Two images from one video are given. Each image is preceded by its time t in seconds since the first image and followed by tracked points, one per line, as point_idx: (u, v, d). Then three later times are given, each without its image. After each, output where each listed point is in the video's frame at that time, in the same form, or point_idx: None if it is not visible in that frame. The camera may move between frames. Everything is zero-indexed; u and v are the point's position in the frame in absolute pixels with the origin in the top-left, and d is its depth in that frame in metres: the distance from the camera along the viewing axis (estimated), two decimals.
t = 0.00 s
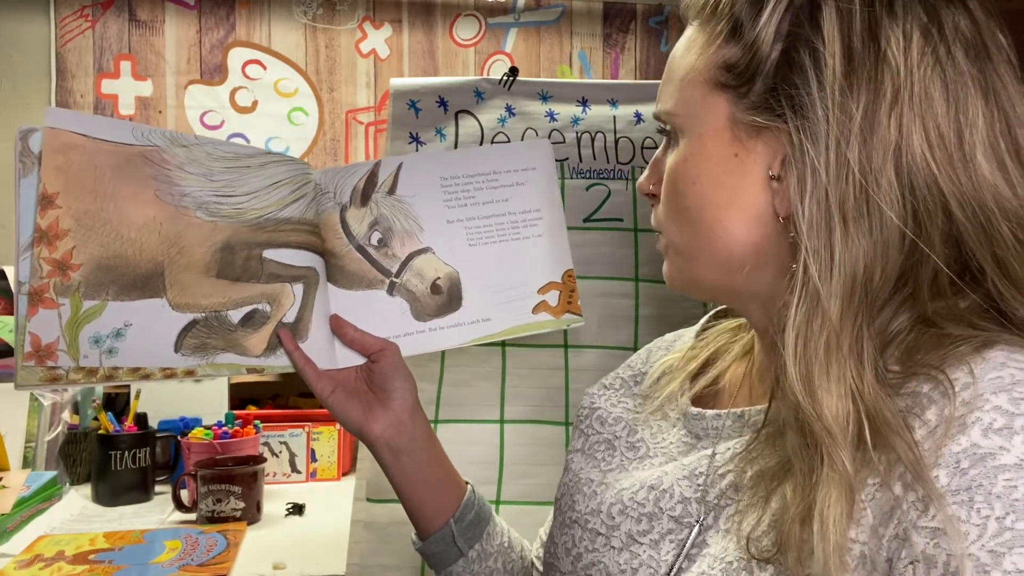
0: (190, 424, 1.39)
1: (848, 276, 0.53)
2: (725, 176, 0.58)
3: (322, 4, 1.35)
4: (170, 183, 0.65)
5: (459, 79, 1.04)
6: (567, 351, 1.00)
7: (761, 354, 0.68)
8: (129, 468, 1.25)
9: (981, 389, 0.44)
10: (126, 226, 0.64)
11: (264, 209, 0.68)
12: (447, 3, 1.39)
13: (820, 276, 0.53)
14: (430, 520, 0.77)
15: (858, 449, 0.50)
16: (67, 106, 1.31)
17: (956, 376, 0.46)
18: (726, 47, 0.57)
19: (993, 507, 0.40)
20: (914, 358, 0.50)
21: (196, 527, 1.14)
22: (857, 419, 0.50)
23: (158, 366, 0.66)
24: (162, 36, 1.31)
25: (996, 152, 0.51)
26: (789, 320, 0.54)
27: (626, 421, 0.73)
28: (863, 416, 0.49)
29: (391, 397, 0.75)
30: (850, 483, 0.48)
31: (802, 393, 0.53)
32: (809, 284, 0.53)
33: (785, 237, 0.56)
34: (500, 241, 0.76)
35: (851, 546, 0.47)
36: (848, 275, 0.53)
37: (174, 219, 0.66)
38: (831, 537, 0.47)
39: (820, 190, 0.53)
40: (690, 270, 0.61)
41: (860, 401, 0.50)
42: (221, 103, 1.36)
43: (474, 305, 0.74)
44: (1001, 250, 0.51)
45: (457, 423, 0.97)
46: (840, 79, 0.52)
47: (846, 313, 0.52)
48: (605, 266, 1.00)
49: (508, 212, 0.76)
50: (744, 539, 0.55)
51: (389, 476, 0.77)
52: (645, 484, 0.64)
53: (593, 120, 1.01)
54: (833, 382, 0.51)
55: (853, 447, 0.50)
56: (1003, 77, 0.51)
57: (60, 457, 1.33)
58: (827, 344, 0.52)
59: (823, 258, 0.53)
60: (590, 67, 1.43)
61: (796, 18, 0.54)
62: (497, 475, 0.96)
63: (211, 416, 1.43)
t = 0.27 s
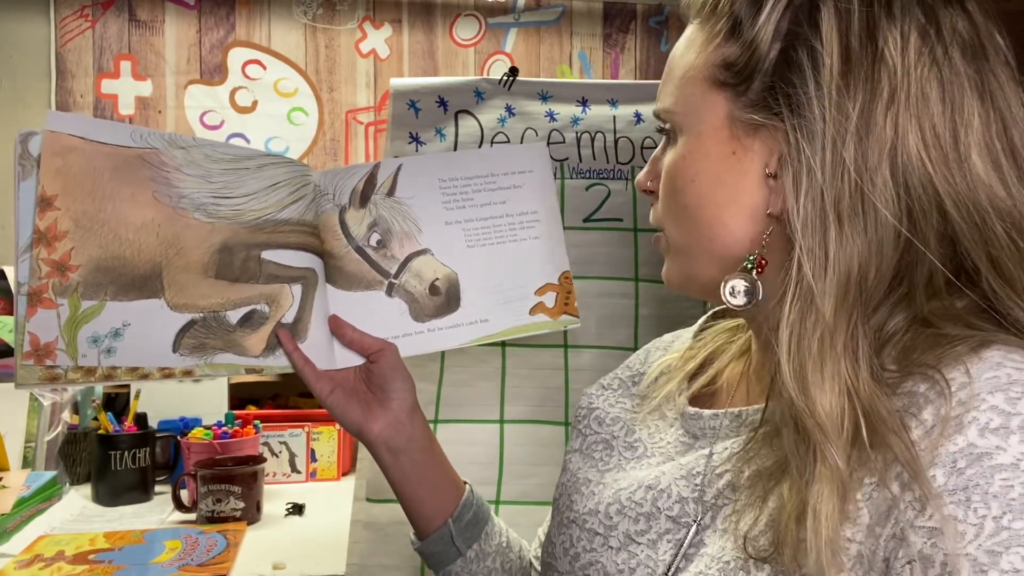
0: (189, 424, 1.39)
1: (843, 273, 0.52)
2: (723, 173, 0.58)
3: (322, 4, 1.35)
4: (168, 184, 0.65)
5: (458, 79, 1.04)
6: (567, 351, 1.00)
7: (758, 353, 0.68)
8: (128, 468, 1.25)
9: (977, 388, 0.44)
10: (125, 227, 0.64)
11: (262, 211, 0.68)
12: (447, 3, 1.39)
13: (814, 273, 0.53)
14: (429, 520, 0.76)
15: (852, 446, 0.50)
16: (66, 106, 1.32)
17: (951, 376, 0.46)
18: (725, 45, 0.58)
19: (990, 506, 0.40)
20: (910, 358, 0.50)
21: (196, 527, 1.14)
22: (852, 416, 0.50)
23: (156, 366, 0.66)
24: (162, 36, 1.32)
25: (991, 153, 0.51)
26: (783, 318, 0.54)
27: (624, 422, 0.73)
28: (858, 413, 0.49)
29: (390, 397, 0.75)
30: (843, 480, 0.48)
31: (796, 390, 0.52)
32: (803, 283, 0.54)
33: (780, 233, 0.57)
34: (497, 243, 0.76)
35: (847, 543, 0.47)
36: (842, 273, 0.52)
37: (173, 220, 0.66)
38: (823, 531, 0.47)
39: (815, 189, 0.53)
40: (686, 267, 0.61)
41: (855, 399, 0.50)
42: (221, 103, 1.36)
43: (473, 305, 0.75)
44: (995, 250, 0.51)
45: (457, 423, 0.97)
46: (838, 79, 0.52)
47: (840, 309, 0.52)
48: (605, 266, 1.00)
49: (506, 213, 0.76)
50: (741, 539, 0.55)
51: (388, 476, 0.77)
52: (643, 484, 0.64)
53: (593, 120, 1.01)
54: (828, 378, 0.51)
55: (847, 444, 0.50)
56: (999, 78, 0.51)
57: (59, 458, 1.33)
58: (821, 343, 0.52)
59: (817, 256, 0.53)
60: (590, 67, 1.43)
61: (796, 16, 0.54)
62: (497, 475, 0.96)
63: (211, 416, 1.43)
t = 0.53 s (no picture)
0: (189, 424, 1.39)
1: (849, 276, 0.52)
2: (729, 170, 0.57)
3: (322, 4, 1.36)
4: (170, 182, 0.65)
5: (459, 79, 1.04)
6: (567, 351, 1.00)
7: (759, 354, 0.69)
8: (129, 468, 1.25)
9: (980, 388, 0.44)
10: (127, 226, 0.64)
11: (264, 210, 0.68)
12: (447, 3, 1.39)
13: (821, 277, 0.53)
14: (429, 520, 0.77)
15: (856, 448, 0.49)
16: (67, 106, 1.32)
17: (955, 375, 0.46)
18: (733, 41, 0.58)
19: (992, 506, 0.40)
20: (914, 358, 0.50)
21: (196, 527, 1.14)
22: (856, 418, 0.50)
23: (158, 366, 0.66)
24: (162, 36, 1.32)
25: (998, 155, 0.51)
26: (789, 321, 0.54)
27: (625, 423, 0.73)
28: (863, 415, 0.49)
29: (391, 397, 0.76)
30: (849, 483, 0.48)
31: (801, 392, 0.52)
32: (810, 285, 0.53)
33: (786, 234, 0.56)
34: (498, 243, 0.76)
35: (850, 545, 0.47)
36: (848, 276, 0.52)
37: (175, 219, 0.66)
38: (829, 534, 0.47)
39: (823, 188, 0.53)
40: (689, 265, 0.61)
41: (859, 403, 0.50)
42: (221, 103, 1.37)
43: (473, 306, 0.75)
44: (1000, 254, 0.52)
45: (457, 423, 0.97)
46: (848, 78, 0.52)
47: (846, 313, 0.52)
48: (605, 266, 1.00)
49: (506, 214, 0.76)
50: (744, 540, 0.55)
51: (388, 476, 0.77)
52: (644, 485, 0.64)
53: (593, 120, 1.01)
54: (832, 382, 0.51)
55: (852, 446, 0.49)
56: (1008, 82, 0.51)
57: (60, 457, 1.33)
58: (827, 344, 0.52)
59: (824, 259, 0.53)
60: (590, 67, 1.44)
61: (807, 14, 0.54)
62: (497, 475, 0.96)
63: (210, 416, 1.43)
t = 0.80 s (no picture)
0: (189, 424, 1.39)
1: (855, 277, 0.53)
2: (731, 172, 0.58)
3: (322, 4, 1.37)
4: (170, 181, 0.65)
5: (458, 79, 1.04)
6: (567, 351, 1.00)
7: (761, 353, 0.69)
8: (128, 467, 1.25)
9: (984, 389, 0.44)
10: (127, 225, 0.64)
11: (264, 209, 0.68)
12: (447, 3, 1.40)
13: (827, 276, 0.53)
14: (430, 519, 0.77)
15: (862, 450, 0.50)
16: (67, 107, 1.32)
17: (959, 376, 0.46)
18: (735, 43, 0.58)
19: (996, 507, 0.40)
20: (917, 359, 0.50)
21: (196, 527, 1.14)
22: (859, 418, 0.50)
23: (158, 365, 0.66)
24: (162, 36, 1.33)
25: (1002, 157, 0.51)
26: (795, 323, 0.54)
27: (627, 422, 0.74)
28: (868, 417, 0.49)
29: (392, 396, 0.76)
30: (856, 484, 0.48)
31: (807, 393, 0.53)
32: (815, 285, 0.54)
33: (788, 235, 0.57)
34: (501, 241, 0.76)
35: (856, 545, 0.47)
36: (854, 277, 0.52)
37: (175, 218, 0.66)
38: (836, 535, 0.47)
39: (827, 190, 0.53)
40: (691, 267, 0.61)
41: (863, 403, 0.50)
42: (221, 103, 1.37)
43: (475, 305, 0.75)
44: (1003, 255, 0.52)
45: (457, 423, 0.97)
46: (852, 80, 0.52)
47: (852, 314, 0.52)
48: (605, 265, 1.00)
49: (508, 212, 0.76)
50: (746, 539, 0.56)
51: (389, 475, 0.77)
52: (647, 485, 0.64)
53: (593, 120, 1.01)
54: (837, 382, 0.51)
55: (857, 448, 0.50)
56: (1011, 82, 0.51)
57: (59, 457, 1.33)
58: (833, 345, 0.52)
59: (829, 260, 0.53)
60: (590, 67, 1.44)
61: (808, 16, 0.54)
62: (498, 475, 0.96)
63: (210, 416, 1.43)
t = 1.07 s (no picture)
0: (189, 424, 1.39)
1: (859, 277, 0.53)
2: (736, 173, 0.58)
3: (322, 4, 1.35)
4: (171, 180, 0.65)
5: (458, 79, 1.04)
6: (567, 351, 1.00)
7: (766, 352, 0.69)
8: (129, 467, 1.25)
9: (988, 390, 0.44)
10: (128, 225, 0.64)
11: (266, 207, 0.68)
12: (447, 3, 1.39)
13: (832, 277, 0.53)
14: (432, 518, 0.77)
15: (866, 449, 0.50)
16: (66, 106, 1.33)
17: (963, 376, 0.46)
18: (740, 44, 0.58)
19: (1000, 508, 0.40)
20: (921, 359, 0.50)
21: (196, 527, 1.14)
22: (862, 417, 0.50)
23: (160, 363, 0.66)
24: (162, 36, 1.32)
25: (1007, 156, 0.51)
26: (800, 322, 0.54)
27: (630, 421, 0.74)
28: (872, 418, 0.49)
29: (395, 394, 0.76)
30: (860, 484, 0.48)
31: (811, 394, 0.52)
32: (820, 284, 0.53)
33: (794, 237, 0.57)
34: (506, 239, 0.76)
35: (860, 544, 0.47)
36: (859, 276, 0.53)
37: (176, 217, 0.66)
38: (839, 535, 0.47)
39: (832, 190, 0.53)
40: (697, 268, 0.62)
41: (866, 402, 0.50)
42: (221, 103, 1.39)
43: (477, 305, 0.75)
44: (1009, 254, 0.52)
45: (457, 423, 0.97)
46: (857, 80, 0.52)
47: (856, 314, 0.52)
48: (605, 266, 1.00)
49: (513, 210, 0.76)
50: (749, 538, 0.56)
51: (391, 472, 0.77)
52: (650, 483, 0.64)
53: (593, 120, 1.01)
54: (842, 382, 0.51)
55: (861, 448, 0.50)
56: (1016, 81, 0.51)
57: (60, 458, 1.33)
58: (837, 344, 0.52)
59: (835, 259, 0.53)
60: (590, 67, 1.45)
61: (813, 16, 0.54)
62: (498, 475, 0.96)
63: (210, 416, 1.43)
